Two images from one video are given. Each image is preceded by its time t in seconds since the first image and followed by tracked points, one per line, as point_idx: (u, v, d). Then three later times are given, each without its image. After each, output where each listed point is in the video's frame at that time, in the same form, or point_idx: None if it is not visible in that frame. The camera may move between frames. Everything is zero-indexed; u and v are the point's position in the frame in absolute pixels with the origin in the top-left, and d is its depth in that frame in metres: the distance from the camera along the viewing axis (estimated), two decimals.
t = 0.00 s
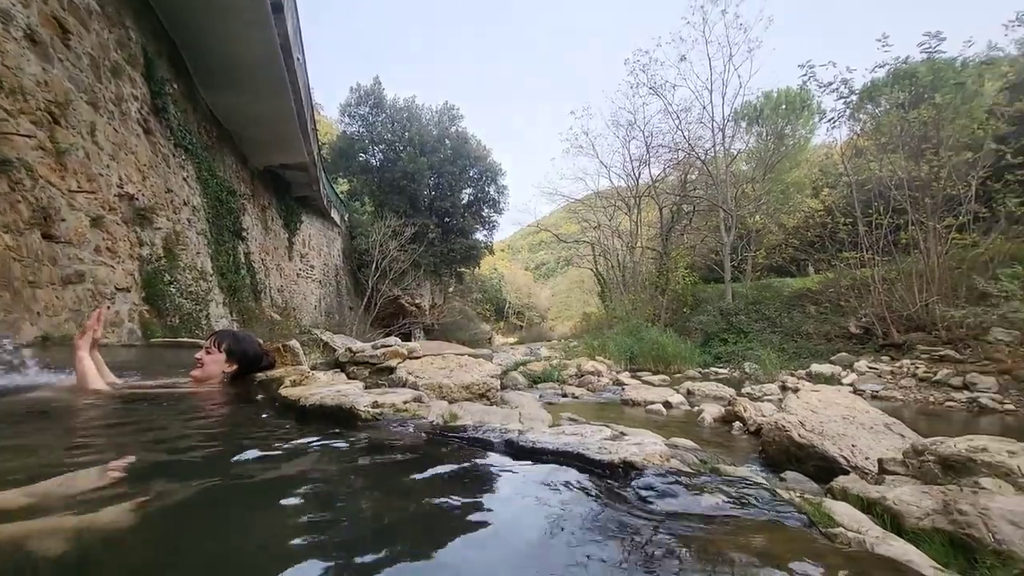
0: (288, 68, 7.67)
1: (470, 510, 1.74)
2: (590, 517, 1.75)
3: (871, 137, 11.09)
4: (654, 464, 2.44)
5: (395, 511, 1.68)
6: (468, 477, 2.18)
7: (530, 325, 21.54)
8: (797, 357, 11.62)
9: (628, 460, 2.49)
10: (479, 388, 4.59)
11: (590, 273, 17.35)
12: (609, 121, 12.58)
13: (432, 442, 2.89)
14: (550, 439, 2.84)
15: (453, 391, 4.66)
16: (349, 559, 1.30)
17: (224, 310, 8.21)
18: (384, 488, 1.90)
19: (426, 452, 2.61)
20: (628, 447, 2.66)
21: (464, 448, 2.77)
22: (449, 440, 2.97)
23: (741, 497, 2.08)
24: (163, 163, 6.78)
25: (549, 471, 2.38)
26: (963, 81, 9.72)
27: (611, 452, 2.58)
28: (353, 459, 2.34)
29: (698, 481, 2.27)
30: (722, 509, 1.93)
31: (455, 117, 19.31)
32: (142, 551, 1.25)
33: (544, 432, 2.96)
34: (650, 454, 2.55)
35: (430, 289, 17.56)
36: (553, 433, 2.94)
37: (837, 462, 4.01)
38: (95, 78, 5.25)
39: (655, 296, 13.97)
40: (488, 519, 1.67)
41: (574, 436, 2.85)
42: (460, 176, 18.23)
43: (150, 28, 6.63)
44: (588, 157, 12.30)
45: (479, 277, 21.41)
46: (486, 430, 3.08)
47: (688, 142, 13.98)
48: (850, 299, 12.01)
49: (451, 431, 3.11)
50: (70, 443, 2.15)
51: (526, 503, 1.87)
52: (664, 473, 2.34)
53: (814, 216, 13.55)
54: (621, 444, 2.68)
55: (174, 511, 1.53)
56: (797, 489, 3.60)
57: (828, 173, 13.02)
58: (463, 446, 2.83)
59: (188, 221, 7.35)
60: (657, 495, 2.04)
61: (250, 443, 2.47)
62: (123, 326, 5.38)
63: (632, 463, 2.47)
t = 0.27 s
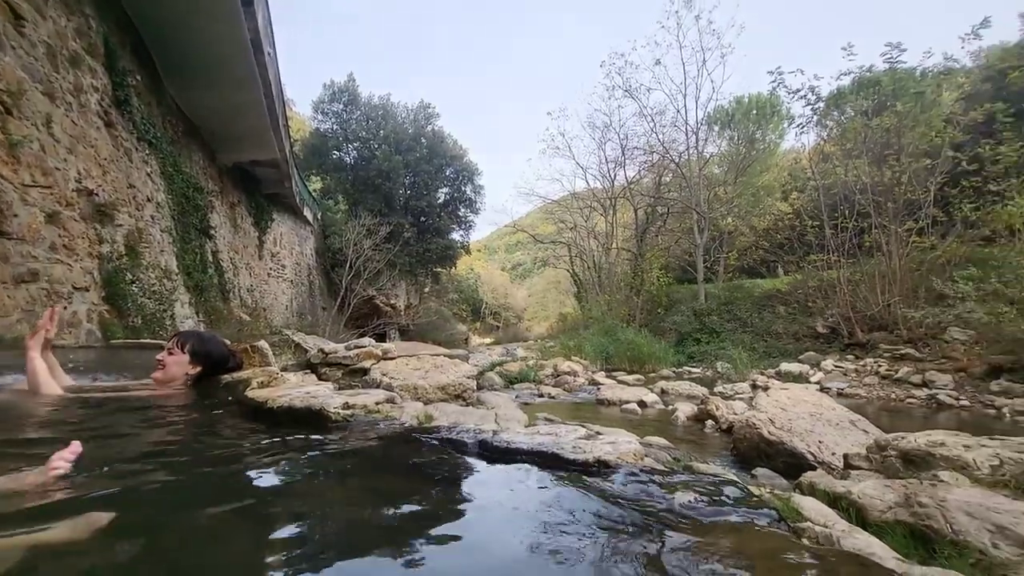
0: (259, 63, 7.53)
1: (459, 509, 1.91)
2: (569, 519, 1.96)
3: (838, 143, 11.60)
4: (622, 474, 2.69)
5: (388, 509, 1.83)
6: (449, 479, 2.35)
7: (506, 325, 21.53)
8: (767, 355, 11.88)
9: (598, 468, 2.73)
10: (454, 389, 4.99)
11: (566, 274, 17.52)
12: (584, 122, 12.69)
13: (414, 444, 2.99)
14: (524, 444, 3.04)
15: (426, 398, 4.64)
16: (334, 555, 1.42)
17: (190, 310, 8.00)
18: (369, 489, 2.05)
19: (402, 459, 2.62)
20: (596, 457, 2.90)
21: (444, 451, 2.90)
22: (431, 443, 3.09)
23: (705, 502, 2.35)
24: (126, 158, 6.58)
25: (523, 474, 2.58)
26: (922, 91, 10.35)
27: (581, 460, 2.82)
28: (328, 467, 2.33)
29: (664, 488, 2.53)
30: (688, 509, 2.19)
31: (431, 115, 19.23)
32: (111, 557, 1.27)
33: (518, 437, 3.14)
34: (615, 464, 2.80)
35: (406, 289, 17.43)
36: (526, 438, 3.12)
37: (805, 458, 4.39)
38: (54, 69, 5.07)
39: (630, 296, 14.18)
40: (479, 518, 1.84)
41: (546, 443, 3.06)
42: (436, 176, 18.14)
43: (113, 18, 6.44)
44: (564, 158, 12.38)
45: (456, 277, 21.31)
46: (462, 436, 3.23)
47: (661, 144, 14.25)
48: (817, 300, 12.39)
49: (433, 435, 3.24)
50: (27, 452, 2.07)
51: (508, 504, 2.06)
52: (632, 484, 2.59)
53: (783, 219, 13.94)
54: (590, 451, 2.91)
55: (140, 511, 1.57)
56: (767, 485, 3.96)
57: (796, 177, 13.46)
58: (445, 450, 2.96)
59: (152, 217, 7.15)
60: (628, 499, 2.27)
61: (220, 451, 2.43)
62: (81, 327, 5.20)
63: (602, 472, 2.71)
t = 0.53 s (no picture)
0: (220, 56, 7.24)
1: (454, 519, 2.11)
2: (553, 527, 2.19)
3: (798, 149, 12.18)
4: (593, 491, 2.95)
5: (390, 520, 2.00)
6: (437, 490, 2.53)
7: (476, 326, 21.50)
8: (732, 354, 12.25)
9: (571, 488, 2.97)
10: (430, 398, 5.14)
11: (536, 274, 17.65)
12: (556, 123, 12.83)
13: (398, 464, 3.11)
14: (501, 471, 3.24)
15: (401, 413, 4.66)
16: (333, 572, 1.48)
17: (145, 310, 7.65)
18: (363, 502, 2.19)
19: (383, 480, 2.62)
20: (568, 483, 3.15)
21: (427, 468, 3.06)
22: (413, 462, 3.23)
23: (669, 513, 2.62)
24: (75, 150, 6.24)
25: (503, 485, 2.79)
26: (874, 101, 11.12)
27: (555, 483, 3.05)
28: (308, 493, 2.31)
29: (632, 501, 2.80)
30: (656, 520, 2.46)
31: (400, 113, 19.03)
32: None
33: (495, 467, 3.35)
34: (587, 487, 3.06)
35: (373, 289, 17.18)
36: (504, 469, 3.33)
37: (766, 454, 4.76)
38: None
39: (599, 297, 14.40)
40: (473, 527, 2.04)
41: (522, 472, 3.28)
42: (405, 175, 17.94)
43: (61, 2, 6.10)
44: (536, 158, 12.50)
45: (425, 277, 21.09)
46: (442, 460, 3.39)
47: (631, 147, 14.56)
48: (778, 300, 12.85)
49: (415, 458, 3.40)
50: None
51: (496, 514, 2.26)
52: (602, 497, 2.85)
53: (746, 222, 14.40)
54: (564, 481, 3.16)
55: (117, 541, 1.59)
56: (733, 481, 4.26)
57: (758, 182, 13.99)
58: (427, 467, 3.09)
59: (102, 212, 6.81)
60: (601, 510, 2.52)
61: (196, 478, 2.37)
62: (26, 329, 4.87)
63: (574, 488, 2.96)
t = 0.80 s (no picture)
0: (183, 45, 6.97)
1: (430, 521, 2.20)
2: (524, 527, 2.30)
3: (763, 153, 12.57)
4: (562, 488, 3.07)
5: (374, 523, 2.10)
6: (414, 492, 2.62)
7: (448, 325, 21.41)
8: (700, 353, 12.55)
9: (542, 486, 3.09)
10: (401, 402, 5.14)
11: (508, 273, 17.68)
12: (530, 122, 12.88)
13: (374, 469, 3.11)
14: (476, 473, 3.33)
15: (374, 416, 4.66)
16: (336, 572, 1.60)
17: (99, 309, 7.34)
18: (341, 507, 2.25)
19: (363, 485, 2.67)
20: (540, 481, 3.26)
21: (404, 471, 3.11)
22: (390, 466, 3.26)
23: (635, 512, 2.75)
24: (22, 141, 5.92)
25: (477, 486, 2.90)
26: (835, 108, 11.58)
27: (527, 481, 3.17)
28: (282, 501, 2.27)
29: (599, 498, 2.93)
30: (621, 518, 2.60)
31: (371, 108, 18.75)
32: None
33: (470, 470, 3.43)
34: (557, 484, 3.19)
35: (342, 288, 16.89)
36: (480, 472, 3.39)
37: (733, 450, 4.93)
38: None
39: (571, 296, 14.54)
40: (448, 528, 2.14)
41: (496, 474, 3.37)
42: (375, 171, 17.68)
43: None
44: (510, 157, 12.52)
45: (396, 275, 20.84)
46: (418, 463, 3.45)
47: (603, 147, 14.76)
48: (744, 300, 13.16)
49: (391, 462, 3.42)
50: None
51: (471, 515, 2.37)
52: (571, 493, 2.98)
53: (714, 223, 14.77)
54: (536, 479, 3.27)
55: (76, 556, 1.55)
56: (700, 476, 4.40)
57: (726, 184, 14.36)
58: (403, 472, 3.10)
59: (53, 207, 6.48)
60: (570, 509, 2.65)
61: (164, 489, 2.29)
62: None
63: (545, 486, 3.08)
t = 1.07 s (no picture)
0: (146, 37, 6.69)
1: (405, 542, 2.25)
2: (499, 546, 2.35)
3: (733, 155, 12.85)
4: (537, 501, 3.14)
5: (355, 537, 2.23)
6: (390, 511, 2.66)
7: (422, 325, 21.28)
8: (673, 351, 12.75)
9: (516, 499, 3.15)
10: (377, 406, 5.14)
11: (484, 272, 17.66)
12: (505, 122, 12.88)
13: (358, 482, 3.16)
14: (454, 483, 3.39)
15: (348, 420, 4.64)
16: None
17: (54, 310, 7.04)
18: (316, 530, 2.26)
19: (343, 500, 2.74)
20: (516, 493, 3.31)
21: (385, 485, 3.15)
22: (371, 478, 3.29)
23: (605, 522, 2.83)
24: None
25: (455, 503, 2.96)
26: (801, 113, 11.95)
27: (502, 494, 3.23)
28: (255, 527, 2.23)
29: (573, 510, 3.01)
30: (592, 530, 2.68)
31: (343, 105, 18.44)
32: None
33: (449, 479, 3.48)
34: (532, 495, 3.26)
35: (314, 287, 16.60)
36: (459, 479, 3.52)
37: (704, 447, 5.07)
38: None
39: (546, 296, 14.62)
40: (422, 548, 2.19)
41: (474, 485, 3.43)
42: (348, 168, 17.39)
43: None
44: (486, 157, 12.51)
45: (369, 274, 20.56)
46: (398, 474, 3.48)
47: (578, 148, 14.90)
48: (715, 299, 13.36)
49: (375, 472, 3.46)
50: None
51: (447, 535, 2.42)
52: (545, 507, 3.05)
53: (687, 223, 15.05)
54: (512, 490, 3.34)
55: None
56: (673, 473, 4.51)
57: (698, 185, 14.62)
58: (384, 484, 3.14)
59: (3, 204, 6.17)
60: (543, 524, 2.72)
61: (129, 518, 2.24)
62: None
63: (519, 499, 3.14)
